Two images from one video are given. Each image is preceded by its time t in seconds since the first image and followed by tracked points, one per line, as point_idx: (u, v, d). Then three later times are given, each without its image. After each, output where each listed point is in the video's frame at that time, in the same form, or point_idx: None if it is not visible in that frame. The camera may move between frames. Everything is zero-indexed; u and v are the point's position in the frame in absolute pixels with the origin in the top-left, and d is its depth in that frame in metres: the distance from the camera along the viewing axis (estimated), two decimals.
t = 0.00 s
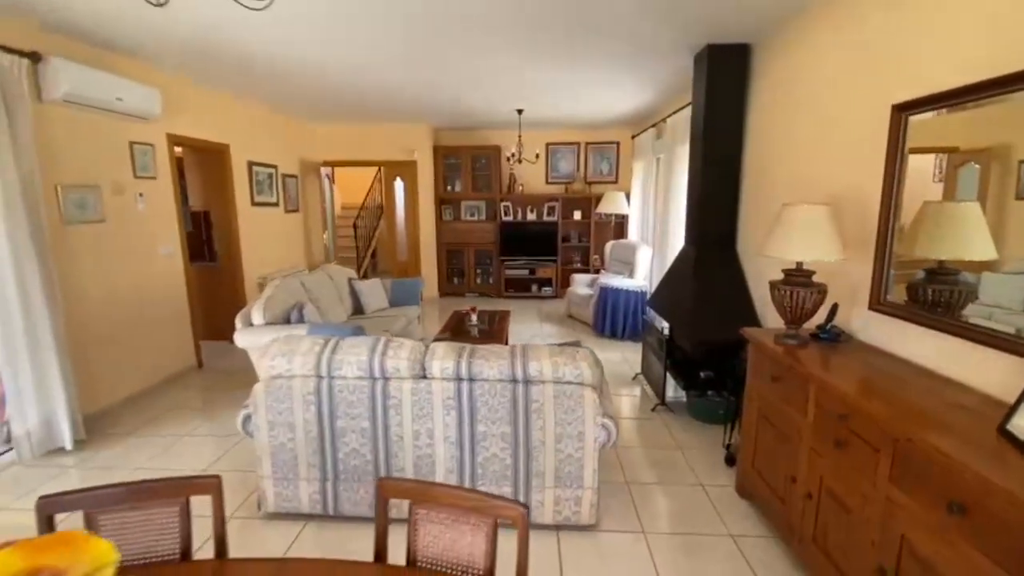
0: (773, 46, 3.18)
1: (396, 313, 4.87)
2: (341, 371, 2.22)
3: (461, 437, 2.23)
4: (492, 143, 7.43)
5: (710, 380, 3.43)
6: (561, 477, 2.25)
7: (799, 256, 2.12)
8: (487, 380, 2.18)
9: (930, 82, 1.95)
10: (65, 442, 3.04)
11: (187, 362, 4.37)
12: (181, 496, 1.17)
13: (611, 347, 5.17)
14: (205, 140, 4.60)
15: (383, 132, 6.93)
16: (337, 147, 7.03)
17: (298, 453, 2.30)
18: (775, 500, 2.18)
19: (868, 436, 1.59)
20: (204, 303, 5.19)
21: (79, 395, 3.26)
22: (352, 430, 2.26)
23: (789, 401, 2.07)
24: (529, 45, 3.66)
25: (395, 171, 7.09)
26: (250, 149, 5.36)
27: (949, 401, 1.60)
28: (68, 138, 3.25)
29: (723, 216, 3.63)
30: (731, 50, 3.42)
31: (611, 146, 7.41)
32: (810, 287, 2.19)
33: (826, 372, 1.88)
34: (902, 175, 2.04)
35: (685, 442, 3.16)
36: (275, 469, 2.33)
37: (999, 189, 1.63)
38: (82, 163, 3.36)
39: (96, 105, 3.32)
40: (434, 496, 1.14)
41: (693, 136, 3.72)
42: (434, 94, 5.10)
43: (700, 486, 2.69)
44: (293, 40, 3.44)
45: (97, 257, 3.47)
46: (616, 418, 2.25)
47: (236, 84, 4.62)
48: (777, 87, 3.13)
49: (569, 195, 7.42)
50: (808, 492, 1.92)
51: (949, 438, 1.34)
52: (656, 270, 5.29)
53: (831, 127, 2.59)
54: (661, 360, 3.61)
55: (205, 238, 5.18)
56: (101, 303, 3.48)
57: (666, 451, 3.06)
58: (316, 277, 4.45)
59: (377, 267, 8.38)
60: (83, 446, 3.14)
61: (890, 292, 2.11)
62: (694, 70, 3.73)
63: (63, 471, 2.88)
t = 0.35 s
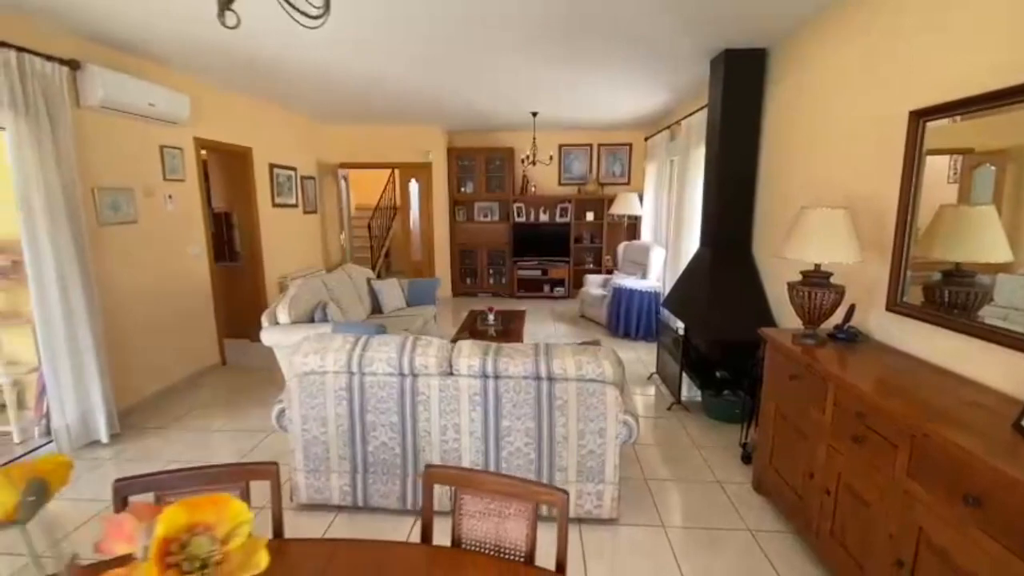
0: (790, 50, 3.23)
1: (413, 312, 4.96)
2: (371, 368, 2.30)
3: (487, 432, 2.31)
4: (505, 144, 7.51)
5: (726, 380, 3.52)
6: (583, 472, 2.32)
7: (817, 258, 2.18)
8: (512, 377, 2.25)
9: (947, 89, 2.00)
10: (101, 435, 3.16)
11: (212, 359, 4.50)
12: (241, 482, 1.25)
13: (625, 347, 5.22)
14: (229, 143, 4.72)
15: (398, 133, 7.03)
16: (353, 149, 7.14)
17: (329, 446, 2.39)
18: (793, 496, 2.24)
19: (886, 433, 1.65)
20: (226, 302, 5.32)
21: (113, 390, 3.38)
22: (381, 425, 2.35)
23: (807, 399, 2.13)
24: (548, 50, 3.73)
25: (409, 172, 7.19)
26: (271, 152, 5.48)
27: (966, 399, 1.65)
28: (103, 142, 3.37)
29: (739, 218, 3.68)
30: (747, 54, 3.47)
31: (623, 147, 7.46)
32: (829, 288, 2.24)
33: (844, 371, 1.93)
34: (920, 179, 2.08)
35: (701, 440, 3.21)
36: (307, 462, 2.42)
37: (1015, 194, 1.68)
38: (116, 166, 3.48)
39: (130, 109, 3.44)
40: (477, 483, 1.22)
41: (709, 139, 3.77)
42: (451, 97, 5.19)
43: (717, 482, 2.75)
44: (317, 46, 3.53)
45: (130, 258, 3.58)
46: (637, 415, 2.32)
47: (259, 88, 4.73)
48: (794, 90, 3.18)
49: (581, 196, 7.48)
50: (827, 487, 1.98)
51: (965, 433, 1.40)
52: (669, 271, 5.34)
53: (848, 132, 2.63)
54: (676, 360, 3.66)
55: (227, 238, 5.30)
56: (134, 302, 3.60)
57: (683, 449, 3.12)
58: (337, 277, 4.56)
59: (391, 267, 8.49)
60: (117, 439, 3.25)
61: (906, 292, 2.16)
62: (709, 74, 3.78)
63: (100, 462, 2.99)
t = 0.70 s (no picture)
0: (810, 54, 3.25)
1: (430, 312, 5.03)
2: (400, 366, 2.36)
3: (512, 429, 2.36)
4: (519, 146, 7.56)
5: (745, 380, 3.53)
6: (607, 470, 2.36)
7: (839, 260, 2.20)
8: (537, 376, 2.30)
9: (972, 93, 2.02)
10: (134, 430, 3.26)
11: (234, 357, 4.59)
12: (293, 474, 1.30)
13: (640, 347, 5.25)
14: (252, 146, 4.82)
15: (414, 136, 7.10)
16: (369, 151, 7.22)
17: (359, 442, 2.45)
18: (817, 495, 2.26)
19: (912, 432, 1.68)
20: (246, 301, 5.42)
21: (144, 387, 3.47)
22: (410, 421, 2.40)
23: (832, 399, 2.16)
24: (566, 54, 3.77)
25: (425, 174, 7.26)
26: (291, 154, 5.57)
27: (992, 399, 1.67)
28: (134, 145, 3.46)
29: (757, 220, 3.70)
30: (767, 57, 3.49)
31: (638, 149, 7.48)
32: (853, 290, 2.27)
33: (869, 371, 1.96)
34: (944, 182, 2.10)
35: (720, 440, 3.24)
36: (336, 457, 2.49)
37: None
38: (147, 169, 3.57)
39: (161, 114, 3.53)
40: (519, 477, 1.26)
41: (727, 141, 3.80)
42: (469, 101, 5.26)
43: (738, 481, 2.78)
44: (343, 51, 3.61)
45: (159, 258, 3.68)
46: (661, 414, 2.36)
47: (282, 92, 4.83)
48: (815, 92, 3.19)
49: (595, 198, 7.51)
50: (852, 486, 2.01)
51: (992, 431, 1.43)
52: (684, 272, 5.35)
53: (871, 134, 2.65)
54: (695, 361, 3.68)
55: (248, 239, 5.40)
56: (163, 301, 3.70)
57: (703, 448, 3.15)
58: (357, 278, 4.65)
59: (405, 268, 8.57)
60: (148, 435, 3.35)
61: (930, 294, 2.17)
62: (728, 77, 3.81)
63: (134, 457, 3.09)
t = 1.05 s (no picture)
0: (830, 54, 3.23)
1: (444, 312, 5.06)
2: (422, 365, 2.38)
3: (533, 429, 2.37)
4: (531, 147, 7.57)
5: (762, 382, 3.50)
6: (627, 471, 2.36)
7: (863, 262, 2.19)
8: (558, 376, 2.31)
9: (998, 94, 2.00)
10: (156, 428, 3.32)
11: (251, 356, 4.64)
12: (328, 470, 1.32)
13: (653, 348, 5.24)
14: (269, 147, 4.87)
15: (427, 136, 7.14)
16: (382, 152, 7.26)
17: (380, 440, 2.48)
18: (839, 497, 2.26)
19: (939, 433, 1.68)
20: (262, 301, 5.47)
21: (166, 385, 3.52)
22: (431, 420, 2.42)
23: (855, 401, 2.15)
24: (582, 55, 3.78)
25: (437, 174, 7.29)
26: (307, 156, 5.63)
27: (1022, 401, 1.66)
28: (157, 147, 3.52)
29: (774, 220, 3.68)
30: (785, 57, 3.48)
31: (650, 150, 7.47)
32: (877, 291, 2.26)
33: (894, 372, 1.95)
34: (969, 183, 2.08)
35: (737, 441, 3.23)
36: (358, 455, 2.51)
37: None
38: (169, 170, 3.63)
39: (183, 116, 3.59)
40: (552, 475, 1.27)
41: (744, 142, 3.79)
42: (484, 102, 5.28)
43: (758, 483, 2.77)
44: (362, 53, 3.65)
45: (181, 258, 3.74)
46: (682, 415, 2.37)
47: (299, 95, 4.88)
48: (834, 93, 3.18)
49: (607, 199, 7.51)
50: (876, 488, 2.01)
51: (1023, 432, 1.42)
52: (698, 273, 5.34)
53: (893, 135, 2.63)
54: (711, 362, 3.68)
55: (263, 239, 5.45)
56: (184, 300, 3.75)
57: (721, 449, 3.14)
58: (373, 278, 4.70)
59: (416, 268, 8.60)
60: (170, 432, 3.40)
61: (954, 296, 2.16)
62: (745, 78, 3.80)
63: (158, 453, 3.14)
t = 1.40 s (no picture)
0: (855, 53, 3.19)
1: (460, 313, 5.05)
2: (445, 366, 2.38)
3: (557, 431, 2.35)
4: (544, 148, 7.56)
5: (784, 385, 3.47)
6: (653, 474, 2.34)
7: (895, 263, 2.15)
8: (583, 377, 2.30)
9: None
10: (177, 427, 3.34)
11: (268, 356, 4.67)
12: (365, 471, 1.30)
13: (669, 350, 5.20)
14: (285, 148, 4.90)
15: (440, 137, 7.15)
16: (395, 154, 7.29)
17: (403, 441, 2.47)
18: (870, 502, 2.22)
19: (979, 437, 1.64)
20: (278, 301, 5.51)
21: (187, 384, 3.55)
22: (454, 421, 2.42)
23: (886, 404, 2.12)
24: (600, 56, 3.77)
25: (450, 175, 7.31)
26: (322, 157, 5.66)
27: None
28: (180, 147, 3.55)
29: (796, 220, 3.65)
30: (808, 56, 3.44)
31: (664, 150, 7.43)
32: (908, 293, 2.23)
33: (928, 375, 1.92)
34: (1005, 182, 2.04)
35: (759, 444, 3.19)
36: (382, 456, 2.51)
37: None
38: (191, 172, 3.66)
39: (204, 117, 3.62)
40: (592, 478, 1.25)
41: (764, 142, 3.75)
42: (499, 102, 5.28)
43: (783, 487, 2.73)
44: (381, 54, 3.66)
45: (202, 257, 3.77)
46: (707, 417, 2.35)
47: (316, 96, 4.91)
48: (859, 92, 3.14)
49: (621, 199, 7.47)
50: (910, 493, 1.97)
51: None
52: (715, 274, 5.30)
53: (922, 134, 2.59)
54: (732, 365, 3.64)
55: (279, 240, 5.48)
56: (204, 301, 3.78)
57: (744, 452, 3.10)
58: (389, 278, 4.71)
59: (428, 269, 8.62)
60: (190, 431, 3.42)
61: (989, 297, 2.11)
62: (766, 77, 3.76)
63: (180, 451, 3.17)
